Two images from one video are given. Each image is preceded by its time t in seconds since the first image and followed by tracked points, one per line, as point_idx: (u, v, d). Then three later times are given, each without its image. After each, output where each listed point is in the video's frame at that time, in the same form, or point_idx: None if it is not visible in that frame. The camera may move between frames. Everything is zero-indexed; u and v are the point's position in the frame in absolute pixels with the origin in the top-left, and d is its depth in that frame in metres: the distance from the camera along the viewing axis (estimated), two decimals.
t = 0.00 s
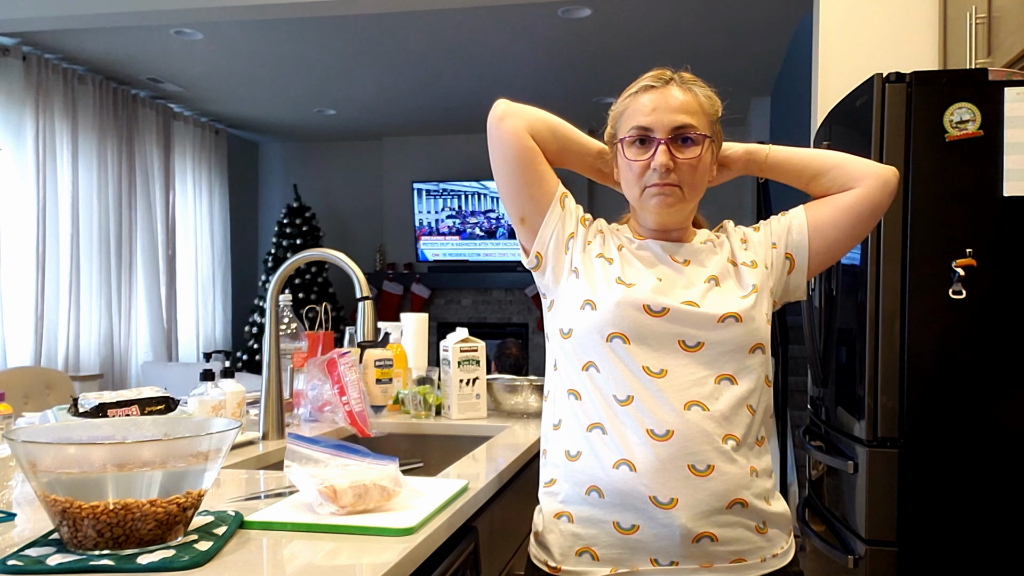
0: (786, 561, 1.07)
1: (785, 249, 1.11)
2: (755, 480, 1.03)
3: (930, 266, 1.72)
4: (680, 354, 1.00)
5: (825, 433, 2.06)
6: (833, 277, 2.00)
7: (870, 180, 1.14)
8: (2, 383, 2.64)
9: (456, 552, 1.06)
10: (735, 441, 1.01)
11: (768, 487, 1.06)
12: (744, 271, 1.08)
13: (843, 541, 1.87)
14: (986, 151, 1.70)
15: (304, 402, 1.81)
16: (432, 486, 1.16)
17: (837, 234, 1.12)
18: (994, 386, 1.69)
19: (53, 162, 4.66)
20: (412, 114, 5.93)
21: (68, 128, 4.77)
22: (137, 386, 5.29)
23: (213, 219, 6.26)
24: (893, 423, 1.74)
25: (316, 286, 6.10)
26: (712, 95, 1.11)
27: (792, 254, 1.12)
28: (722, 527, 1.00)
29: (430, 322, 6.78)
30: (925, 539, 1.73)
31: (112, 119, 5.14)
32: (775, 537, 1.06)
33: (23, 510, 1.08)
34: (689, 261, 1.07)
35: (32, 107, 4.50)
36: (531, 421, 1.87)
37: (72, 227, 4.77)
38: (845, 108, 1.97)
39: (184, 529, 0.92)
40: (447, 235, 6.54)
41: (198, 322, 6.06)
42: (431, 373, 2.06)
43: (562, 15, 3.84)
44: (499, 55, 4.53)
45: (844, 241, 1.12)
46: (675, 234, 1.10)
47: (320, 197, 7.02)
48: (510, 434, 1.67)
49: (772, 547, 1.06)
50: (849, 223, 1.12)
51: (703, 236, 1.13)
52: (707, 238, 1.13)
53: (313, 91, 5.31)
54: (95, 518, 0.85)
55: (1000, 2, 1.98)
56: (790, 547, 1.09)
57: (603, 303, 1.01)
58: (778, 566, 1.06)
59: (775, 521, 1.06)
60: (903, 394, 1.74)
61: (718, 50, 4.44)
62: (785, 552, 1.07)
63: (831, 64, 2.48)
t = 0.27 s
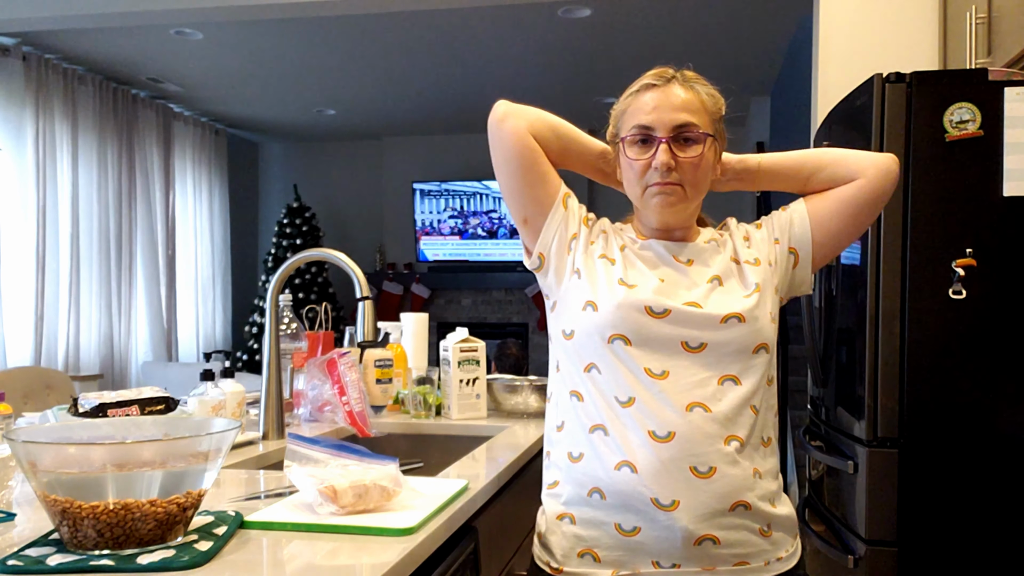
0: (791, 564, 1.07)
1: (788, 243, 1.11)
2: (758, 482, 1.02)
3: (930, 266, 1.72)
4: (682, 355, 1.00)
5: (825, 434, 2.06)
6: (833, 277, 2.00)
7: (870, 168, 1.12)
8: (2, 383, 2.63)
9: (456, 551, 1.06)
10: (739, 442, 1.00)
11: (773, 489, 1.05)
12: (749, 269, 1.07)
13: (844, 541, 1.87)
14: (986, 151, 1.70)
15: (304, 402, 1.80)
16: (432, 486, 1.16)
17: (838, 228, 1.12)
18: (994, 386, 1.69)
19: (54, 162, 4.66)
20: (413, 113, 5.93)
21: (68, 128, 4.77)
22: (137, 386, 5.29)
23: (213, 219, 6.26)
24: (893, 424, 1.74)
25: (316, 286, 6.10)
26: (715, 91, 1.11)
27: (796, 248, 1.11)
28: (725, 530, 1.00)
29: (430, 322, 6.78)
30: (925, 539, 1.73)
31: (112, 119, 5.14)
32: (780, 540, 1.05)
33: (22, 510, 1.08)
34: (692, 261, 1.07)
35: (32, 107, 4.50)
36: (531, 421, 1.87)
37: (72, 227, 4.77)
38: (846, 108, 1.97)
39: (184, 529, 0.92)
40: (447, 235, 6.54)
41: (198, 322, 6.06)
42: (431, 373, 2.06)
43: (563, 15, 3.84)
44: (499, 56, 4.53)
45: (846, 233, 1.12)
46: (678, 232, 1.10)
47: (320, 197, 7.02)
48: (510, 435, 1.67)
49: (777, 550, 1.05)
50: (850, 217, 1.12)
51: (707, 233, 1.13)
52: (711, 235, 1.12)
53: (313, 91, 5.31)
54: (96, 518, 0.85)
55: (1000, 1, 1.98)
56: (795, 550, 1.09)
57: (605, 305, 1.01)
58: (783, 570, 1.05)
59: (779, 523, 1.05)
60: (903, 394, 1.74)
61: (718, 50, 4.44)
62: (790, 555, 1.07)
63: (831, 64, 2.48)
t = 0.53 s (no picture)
0: (792, 568, 1.06)
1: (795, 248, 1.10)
2: (758, 485, 1.02)
3: (930, 266, 1.72)
4: (682, 356, 1.00)
5: (825, 434, 2.06)
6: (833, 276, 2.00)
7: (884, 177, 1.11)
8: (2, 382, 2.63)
9: (456, 551, 1.06)
10: (740, 444, 1.00)
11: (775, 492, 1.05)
12: (752, 270, 1.07)
13: (844, 541, 1.87)
14: (985, 151, 1.70)
15: (304, 402, 1.80)
16: (433, 486, 1.16)
17: (853, 236, 1.10)
18: (994, 386, 1.69)
19: (54, 162, 4.66)
20: (413, 113, 5.93)
21: (68, 128, 4.77)
22: (137, 386, 5.28)
23: (213, 219, 6.26)
24: (893, 424, 1.74)
25: (316, 286, 6.10)
26: (709, 90, 1.11)
27: (804, 255, 1.11)
28: (724, 533, 1.00)
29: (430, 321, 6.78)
30: (926, 539, 1.73)
31: (112, 119, 5.14)
32: (781, 545, 1.05)
33: (22, 510, 1.08)
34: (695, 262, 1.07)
35: (32, 107, 4.50)
36: (531, 421, 1.87)
37: (72, 227, 4.77)
38: (845, 108, 1.97)
39: (184, 529, 0.92)
40: (447, 235, 6.53)
41: (198, 321, 6.06)
42: (431, 373, 2.06)
43: (563, 15, 3.84)
44: (499, 56, 4.53)
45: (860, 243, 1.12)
46: (680, 234, 1.10)
47: (320, 197, 7.02)
48: (510, 434, 1.67)
49: (778, 555, 1.05)
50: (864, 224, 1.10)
51: (710, 235, 1.12)
52: (714, 236, 1.12)
53: (313, 91, 5.31)
54: (95, 518, 0.85)
55: (1000, 2, 1.98)
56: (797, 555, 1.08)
57: (605, 306, 1.02)
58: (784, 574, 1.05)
59: (780, 527, 1.04)
60: (903, 393, 1.74)
61: (718, 50, 4.44)
62: (791, 559, 1.06)
63: (831, 64, 2.48)
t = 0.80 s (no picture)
0: (791, 570, 1.06)
1: (787, 248, 1.11)
2: (757, 486, 1.02)
3: (930, 266, 1.72)
4: (680, 358, 1.01)
5: (825, 433, 2.06)
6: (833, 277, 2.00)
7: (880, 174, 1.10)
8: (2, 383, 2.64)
9: (456, 551, 1.06)
10: (737, 445, 1.00)
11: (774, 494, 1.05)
12: (749, 272, 1.07)
13: (843, 541, 1.87)
14: (985, 150, 1.69)
15: (304, 402, 1.80)
16: (433, 486, 1.16)
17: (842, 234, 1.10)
18: (994, 386, 1.69)
19: (54, 162, 4.66)
20: (412, 113, 5.93)
21: (68, 128, 4.77)
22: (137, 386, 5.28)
23: (213, 219, 6.26)
24: (893, 424, 1.74)
25: (316, 286, 6.10)
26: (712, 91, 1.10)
27: (798, 255, 1.11)
28: (720, 533, 1.00)
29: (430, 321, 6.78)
30: (925, 539, 1.73)
31: (112, 119, 5.14)
32: (779, 546, 1.05)
33: (22, 510, 1.08)
34: (696, 263, 1.08)
35: (32, 107, 4.50)
36: (531, 421, 1.87)
37: (72, 227, 4.77)
38: (845, 108, 1.97)
39: (184, 529, 0.92)
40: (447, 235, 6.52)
41: (198, 321, 6.06)
42: (431, 373, 2.06)
43: (563, 15, 3.84)
44: (499, 56, 4.53)
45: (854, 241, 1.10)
46: (681, 238, 1.11)
47: (320, 197, 7.02)
48: (510, 435, 1.67)
49: (777, 556, 1.05)
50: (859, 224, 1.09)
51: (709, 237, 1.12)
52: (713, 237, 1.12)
53: (313, 91, 5.31)
54: (95, 518, 0.85)
55: (1000, 1, 1.98)
56: (797, 556, 1.08)
57: (603, 308, 1.02)
58: None
59: (779, 528, 1.04)
60: (903, 393, 1.74)
61: (718, 50, 4.44)
62: (790, 560, 1.06)
63: (831, 63, 2.48)
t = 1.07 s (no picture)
0: (789, 567, 1.06)
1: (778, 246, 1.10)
2: (755, 484, 1.02)
3: (930, 266, 1.72)
4: (678, 358, 1.01)
5: (825, 433, 2.06)
6: (833, 277, 2.00)
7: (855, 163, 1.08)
8: (2, 383, 2.64)
9: (456, 551, 1.07)
10: (735, 443, 1.00)
11: (773, 490, 1.05)
12: (744, 272, 1.06)
13: (843, 540, 1.87)
14: (985, 151, 1.69)
15: (304, 402, 1.80)
16: (433, 486, 1.16)
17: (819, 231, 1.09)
18: (993, 386, 1.69)
19: (54, 161, 4.66)
20: (413, 113, 5.93)
21: (68, 128, 4.77)
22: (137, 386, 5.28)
23: (213, 219, 6.26)
24: (893, 423, 1.74)
25: (316, 286, 6.10)
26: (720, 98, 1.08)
27: (781, 248, 1.10)
28: (720, 530, 1.00)
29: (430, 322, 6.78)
30: (925, 539, 1.73)
31: (112, 119, 5.14)
32: (778, 543, 1.05)
33: (22, 510, 1.08)
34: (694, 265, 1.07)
35: (32, 108, 4.50)
36: (531, 421, 1.87)
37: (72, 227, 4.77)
38: (845, 108, 1.97)
39: (184, 529, 0.92)
40: (447, 235, 6.53)
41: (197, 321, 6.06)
42: (431, 373, 2.06)
43: (563, 15, 3.84)
44: (499, 56, 4.53)
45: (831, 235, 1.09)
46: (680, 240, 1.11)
47: (320, 197, 7.02)
48: (510, 435, 1.67)
49: (775, 553, 1.05)
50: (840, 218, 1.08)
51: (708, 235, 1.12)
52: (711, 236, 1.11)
53: (313, 91, 5.31)
54: (95, 518, 0.85)
55: (1000, 2, 1.98)
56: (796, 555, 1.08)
57: (602, 309, 1.02)
58: (781, 572, 1.05)
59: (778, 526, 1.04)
60: (903, 393, 1.74)
61: (719, 50, 4.44)
62: (788, 558, 1.06)
63: (831, 63, 2.48)
